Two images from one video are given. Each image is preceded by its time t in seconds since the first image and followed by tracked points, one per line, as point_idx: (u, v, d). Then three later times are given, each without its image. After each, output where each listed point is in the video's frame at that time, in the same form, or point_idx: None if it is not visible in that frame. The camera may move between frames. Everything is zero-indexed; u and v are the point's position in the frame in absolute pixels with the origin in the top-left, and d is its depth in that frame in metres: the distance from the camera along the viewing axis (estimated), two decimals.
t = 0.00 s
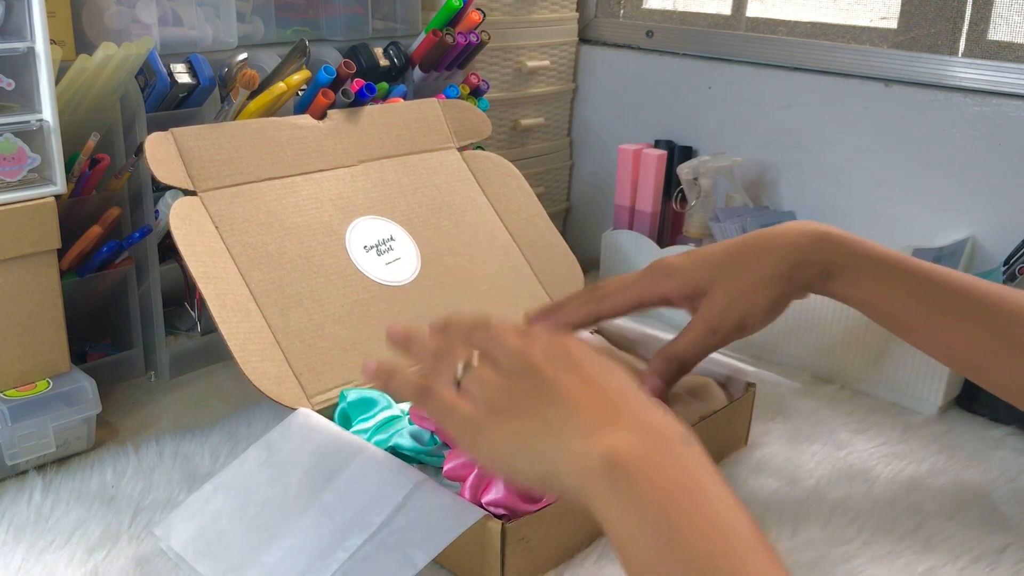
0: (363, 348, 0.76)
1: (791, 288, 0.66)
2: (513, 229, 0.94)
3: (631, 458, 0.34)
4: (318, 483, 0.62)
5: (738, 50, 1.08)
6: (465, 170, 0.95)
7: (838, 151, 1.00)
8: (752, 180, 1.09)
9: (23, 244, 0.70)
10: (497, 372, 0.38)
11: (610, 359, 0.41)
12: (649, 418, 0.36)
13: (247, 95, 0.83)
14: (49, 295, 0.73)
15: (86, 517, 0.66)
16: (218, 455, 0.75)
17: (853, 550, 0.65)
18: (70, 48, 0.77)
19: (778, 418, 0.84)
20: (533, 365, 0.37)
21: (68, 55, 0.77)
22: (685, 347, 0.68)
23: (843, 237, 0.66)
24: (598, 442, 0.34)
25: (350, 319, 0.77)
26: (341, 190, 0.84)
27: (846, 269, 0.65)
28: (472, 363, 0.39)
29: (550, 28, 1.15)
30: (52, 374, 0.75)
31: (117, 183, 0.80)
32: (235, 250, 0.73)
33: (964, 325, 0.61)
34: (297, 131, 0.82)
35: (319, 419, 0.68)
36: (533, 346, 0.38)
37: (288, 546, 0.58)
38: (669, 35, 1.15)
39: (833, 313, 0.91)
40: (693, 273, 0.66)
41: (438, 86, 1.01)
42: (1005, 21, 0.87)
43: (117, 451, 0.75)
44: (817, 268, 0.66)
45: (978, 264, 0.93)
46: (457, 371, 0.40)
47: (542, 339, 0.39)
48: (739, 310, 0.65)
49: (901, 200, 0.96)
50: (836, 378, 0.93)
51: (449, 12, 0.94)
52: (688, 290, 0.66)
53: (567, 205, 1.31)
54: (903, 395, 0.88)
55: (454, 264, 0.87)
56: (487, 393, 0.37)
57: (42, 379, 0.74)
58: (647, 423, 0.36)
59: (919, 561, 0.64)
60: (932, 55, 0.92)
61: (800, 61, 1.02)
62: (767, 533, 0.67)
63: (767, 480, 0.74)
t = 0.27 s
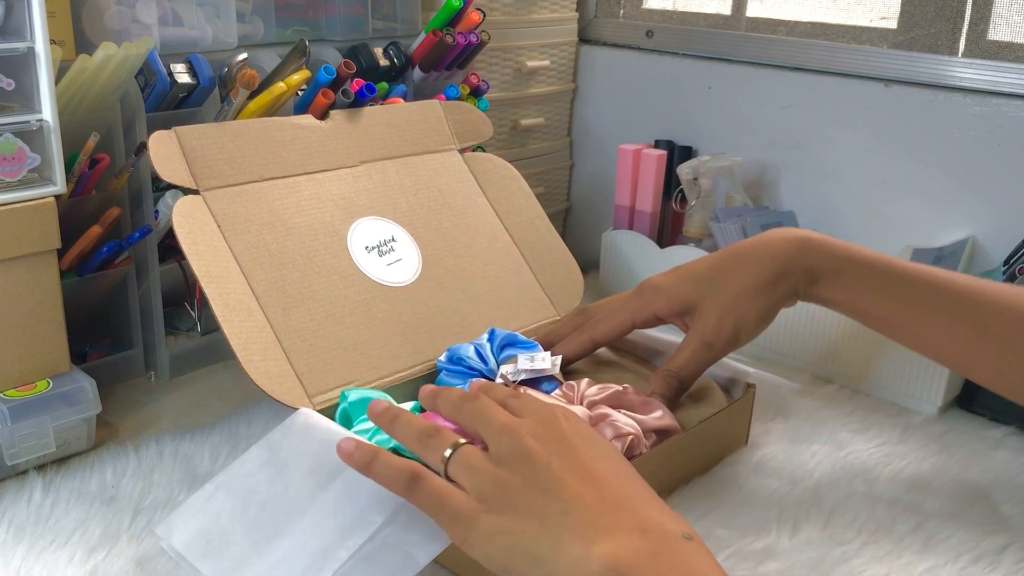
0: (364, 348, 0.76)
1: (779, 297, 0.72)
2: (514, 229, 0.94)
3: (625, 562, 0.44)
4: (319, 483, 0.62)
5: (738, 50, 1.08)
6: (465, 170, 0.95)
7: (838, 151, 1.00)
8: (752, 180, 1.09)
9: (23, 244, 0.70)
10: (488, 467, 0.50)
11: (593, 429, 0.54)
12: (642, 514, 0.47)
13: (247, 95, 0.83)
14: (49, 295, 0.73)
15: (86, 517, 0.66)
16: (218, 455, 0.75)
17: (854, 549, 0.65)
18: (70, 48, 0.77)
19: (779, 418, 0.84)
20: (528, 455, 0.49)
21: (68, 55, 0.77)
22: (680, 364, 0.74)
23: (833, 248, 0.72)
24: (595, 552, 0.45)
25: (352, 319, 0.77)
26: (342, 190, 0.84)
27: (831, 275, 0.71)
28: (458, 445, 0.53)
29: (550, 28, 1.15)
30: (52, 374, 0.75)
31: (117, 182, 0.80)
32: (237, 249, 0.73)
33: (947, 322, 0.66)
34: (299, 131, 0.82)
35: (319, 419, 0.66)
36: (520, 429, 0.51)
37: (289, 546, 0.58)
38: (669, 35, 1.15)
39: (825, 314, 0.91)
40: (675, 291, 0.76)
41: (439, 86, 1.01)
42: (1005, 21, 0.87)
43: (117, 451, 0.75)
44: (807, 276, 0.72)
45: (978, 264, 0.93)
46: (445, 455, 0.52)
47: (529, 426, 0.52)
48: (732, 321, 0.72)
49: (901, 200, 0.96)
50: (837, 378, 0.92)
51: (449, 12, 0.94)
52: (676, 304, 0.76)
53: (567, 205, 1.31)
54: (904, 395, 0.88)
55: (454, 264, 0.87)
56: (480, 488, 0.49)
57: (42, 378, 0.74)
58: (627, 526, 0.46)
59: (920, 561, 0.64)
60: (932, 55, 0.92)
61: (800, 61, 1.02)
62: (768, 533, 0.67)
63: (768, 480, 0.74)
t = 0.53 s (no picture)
0: (363, 348, 0.76)
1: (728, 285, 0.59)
2: (513, 229, 0.94)
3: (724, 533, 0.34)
4: (317, 483, 0.62)
5: (738, 50, 1.08)
6: (464, 170, 0.95)
7: (837, 151, 1.00)
8: (752, 180, 1.09)
9: (23, 244, 0.70)
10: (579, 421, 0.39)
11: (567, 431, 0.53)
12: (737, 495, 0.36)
13: (247, 95, 0.83)
14: (49, 295, 0.73)
15: (86, 517, 0.66)
16: (218, 455, 0.75)
17: (853, 549, 0.65)
18: (70, 48, 0.77)
19: (778, 418, 0.84)
20: (616, 410, 0.39)
21: (68, 55, 0.77)
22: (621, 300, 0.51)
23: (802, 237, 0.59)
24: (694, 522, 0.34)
25: (351, 319, 0.77)
26: (341, 190, 0.84)
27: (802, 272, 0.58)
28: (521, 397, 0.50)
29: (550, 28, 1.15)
30: (52, 374, 0.75)
31: (117, 182, 0.80)
32: (234, 250, 0.73)
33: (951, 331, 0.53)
34: (297, 131, 0.82)
35: (318, 419, 0.67)
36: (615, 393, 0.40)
37: (288, 546, 0.58)
38: (669, 35, 1.15)
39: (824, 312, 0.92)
40: (574, 251, 0.54)
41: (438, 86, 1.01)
42: (1005, 21, 0.87)
43: (117, 451, 0.75)
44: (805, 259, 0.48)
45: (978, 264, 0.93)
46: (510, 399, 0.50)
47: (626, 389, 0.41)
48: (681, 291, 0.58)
49: (901, 201, 0.97)
50: (836, 377, 0.92)
51: (449, 12, 0.94)
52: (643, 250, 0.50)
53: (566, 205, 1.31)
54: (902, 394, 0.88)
55: (454, 265, 0.87)
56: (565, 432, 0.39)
57: (42, 379, 0.74)
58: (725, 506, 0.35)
59: (919, 561, 0.64)
60: (932, 55, 0.92)
61: (800, 61, 1.02)
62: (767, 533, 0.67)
63: (768, 480, 0.74)
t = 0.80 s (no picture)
0: (363, 349, 0.76)
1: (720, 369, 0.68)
2: (513, 229, 0.94)
3: (698, 539, 0.47)
4: (318, 489, 0.62)
5: (738, 50, 1.08)
6: (464, 170, 0.95)
7: (837, 151, 1.00)
8: (752, 180, 1.09)
9: (23, 243, 0.70)
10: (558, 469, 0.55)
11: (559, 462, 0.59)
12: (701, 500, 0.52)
13: (247, 95, 0.83)
14: (49, 294, 0.73)
15: (87, 517, 0.66)
16: (218, 455, 0.75)
17: (855, 549, 0.65)
18: (70, 48, 0.77)
19: (778, 418, 0.84)
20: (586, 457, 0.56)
21: (68, 55, 0.77)
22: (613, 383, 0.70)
23: (806, 314, 0.68)
24: (670, 527, 0.48)
25: (351, 320, 0.77)
26: (340, 192, 0.84)
27: (806, 352, 0.67)
28: (522, 462, 0.57)
29: (550, 28, 1.15)
30: (52, 374, 0.75)
31: (117, 182, 0.80)
32: (234, 253, 0.73)
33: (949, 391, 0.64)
34: (296, 133, 0.82)
35: (320, 426, 0.67)
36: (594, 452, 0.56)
37: (288, 551, 0.58)
38: (669, 35, 1.15)
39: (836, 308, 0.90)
40: (573, 342, 0.72)
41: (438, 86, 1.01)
42: (1005, 21, 0.87)
43: (117, 451, 0.75)
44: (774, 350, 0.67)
45: (978, 265, 0.93)
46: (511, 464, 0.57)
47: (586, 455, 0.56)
48: (673, 376, 0.69)
49: (901, 201, 0.97)
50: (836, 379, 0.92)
51: (449, 11, 0.94)
52: (631, 342, 0.70)
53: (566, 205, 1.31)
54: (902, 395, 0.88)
55: (454, 264, 0.87)
56: (548, 481, 0.54)
57: (42, 379, 0.74)
58: (699, 513, 0.50)
59: (920, 561, 0.64)
60: (933, 55, 0.92)
61: (800, 61, 1.02)
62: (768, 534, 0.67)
63: (768, 481, 0.74)
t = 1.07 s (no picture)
0: (363, 350, 0.76)
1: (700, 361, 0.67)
2: (513, 229, 0.94)
3: (692, 517, 0.46)
4: (318, 490, 0.62)
5: (738, 51, 1.08)
6: (464, 170, 0.95)
7: (837, 151, 1.00)
8: (752, 180, 1.09)
9: (23, 243, 0.70)
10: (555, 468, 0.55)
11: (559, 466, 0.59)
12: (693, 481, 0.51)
13: (247, 95, 0.83)
14: (49, 294, 0.73)
15: (87, 517, 0.66)
16: (218, 455, 0.75)
17: (856, 549, 0.65)
18: (70, 48, 0.77)
19: (778, 418, 0.84)
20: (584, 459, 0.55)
21: (68, 55, 0.77)
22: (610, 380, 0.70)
23: (802, 297, 0.66)
24: (665, 506, 0.47)
25: (351, 321, 0.77)
26: (340, 192, 0.84)
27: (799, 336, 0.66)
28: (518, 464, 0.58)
29: (550, 28, 1.15)
30: (52, 374, 0.75)
31: (116, 182, 0.80)
32: (233, 254, 0.73)
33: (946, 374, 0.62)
34: (296, 133, 0.82)
35: (321, 427, 0.67)
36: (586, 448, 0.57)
37: (289, 552, 0.58)
38: (669, 35, 1.15)
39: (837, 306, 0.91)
40: (562, 347, 0.72)
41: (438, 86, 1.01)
42: (1005, 21, 0.87)
43: (117, 451, 0.75)
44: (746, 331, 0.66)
45: (977, 265, 0.93)
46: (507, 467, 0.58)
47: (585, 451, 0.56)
48: (674, 366, 0.67)
49: (901, 201, 0.97)
50: (836, 379, 0.92)
51: (449, 11, 0.94)
52: (628, 338, 0.69)
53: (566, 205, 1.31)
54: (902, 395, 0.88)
55: (453, 265, 0.87)
56: (545, 479, 0.54)
57: (42, 379, 0.74)
58: (691, 491, 0.49)
59: (920, 561, 0.64)
60: (933, 55, 0.92)
61: (800, 61, 1.02)
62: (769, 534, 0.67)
63: (768, 481, 0.73)
